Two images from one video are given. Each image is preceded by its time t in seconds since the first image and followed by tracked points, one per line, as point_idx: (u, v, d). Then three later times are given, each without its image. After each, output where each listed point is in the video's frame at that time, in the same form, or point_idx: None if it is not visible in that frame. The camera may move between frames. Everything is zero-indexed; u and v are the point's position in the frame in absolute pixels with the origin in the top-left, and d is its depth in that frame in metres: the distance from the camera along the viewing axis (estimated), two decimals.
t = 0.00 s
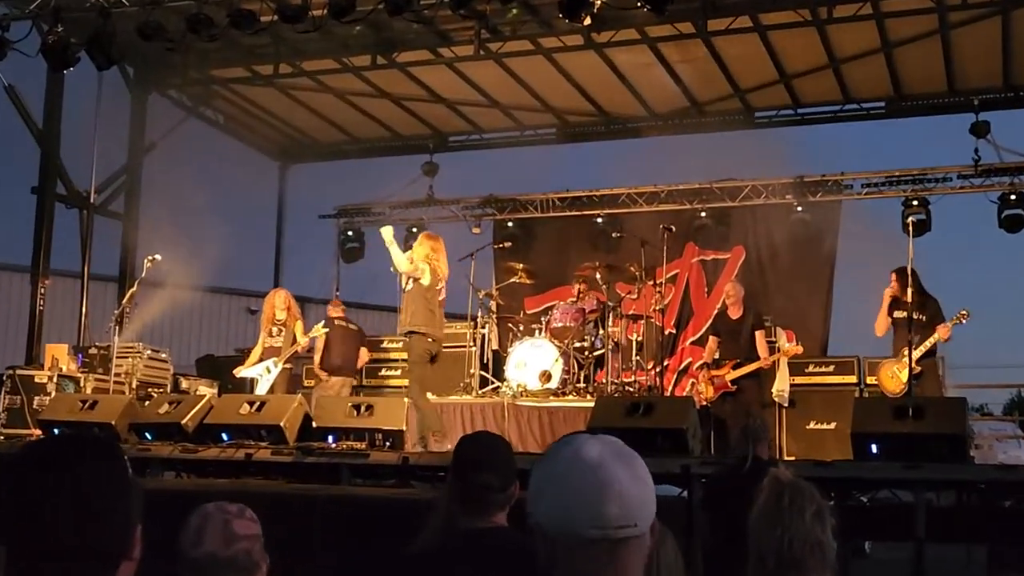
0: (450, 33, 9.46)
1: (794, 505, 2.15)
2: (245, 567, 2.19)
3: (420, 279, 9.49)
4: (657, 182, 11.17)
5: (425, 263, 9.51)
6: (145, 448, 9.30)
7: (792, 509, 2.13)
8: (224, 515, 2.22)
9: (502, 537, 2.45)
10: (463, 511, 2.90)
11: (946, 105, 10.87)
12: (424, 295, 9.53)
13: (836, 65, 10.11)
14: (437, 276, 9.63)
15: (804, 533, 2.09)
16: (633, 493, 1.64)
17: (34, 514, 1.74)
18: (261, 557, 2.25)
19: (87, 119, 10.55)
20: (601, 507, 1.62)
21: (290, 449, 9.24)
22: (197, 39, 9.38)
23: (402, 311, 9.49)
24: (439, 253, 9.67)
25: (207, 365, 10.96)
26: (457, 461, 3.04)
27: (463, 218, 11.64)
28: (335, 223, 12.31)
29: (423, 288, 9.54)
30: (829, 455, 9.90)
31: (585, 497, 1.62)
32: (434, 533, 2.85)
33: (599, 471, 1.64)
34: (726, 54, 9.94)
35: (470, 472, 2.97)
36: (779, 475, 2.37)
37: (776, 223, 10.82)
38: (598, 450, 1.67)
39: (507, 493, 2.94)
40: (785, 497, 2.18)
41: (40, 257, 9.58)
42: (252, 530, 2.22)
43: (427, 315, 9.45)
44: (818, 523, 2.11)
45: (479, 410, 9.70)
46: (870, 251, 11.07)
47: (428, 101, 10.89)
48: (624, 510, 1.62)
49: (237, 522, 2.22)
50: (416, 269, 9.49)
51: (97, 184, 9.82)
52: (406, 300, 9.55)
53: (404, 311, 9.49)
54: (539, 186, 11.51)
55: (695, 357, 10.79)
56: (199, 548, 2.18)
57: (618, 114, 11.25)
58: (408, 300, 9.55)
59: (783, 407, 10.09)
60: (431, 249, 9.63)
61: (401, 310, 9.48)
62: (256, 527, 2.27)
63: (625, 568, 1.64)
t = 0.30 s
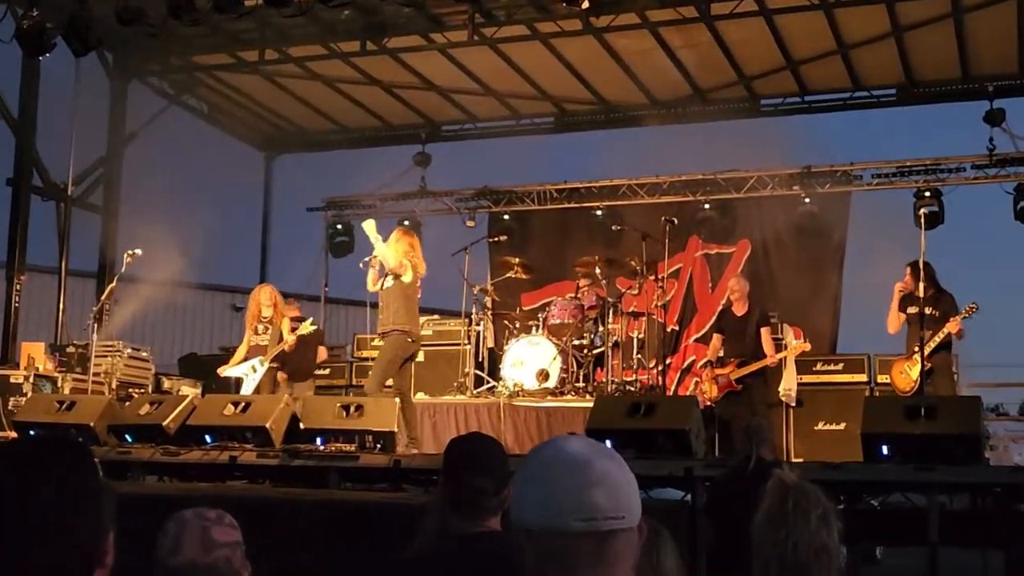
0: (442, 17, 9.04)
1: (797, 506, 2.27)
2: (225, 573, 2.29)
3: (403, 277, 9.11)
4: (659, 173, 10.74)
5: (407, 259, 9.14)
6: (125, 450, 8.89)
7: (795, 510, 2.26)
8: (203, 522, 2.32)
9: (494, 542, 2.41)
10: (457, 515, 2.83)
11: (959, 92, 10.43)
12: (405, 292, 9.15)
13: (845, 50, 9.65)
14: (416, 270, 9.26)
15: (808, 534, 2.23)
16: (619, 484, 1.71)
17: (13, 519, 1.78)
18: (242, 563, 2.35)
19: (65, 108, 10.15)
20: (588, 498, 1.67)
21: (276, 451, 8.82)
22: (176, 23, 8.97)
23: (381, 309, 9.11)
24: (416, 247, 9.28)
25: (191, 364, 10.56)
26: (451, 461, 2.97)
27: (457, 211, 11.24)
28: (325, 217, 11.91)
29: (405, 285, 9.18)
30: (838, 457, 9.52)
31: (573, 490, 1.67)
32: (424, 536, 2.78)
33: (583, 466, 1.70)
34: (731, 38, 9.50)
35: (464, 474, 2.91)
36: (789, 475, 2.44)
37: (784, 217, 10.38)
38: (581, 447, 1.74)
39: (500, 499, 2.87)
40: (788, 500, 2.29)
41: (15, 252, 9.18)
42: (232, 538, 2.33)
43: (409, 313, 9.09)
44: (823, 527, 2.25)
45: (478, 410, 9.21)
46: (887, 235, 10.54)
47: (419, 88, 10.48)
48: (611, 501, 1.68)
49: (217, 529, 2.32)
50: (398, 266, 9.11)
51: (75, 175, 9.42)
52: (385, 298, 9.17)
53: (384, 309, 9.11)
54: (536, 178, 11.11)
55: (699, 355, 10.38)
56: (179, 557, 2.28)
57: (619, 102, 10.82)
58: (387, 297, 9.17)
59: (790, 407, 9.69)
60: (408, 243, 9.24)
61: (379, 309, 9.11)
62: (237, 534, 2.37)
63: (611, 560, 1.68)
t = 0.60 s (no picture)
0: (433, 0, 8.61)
1: (803, 511, 2.27)
2: None
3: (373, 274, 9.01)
4: (661, 164, 10.31)
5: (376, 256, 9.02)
6: (103, 455, 8.47)
7: (801, 516, 2.26)
8: (182, 531, 2.02)
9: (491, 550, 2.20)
10: (453, 523, 2.67)
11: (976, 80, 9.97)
12: (374, 290, 9.04)
13: (856, 37, 9.19)
14: (385, 268, 9.16)
15: (815, 540, 2.24)
16: (616, 485, 1.53)
17: None
18: None
19: (41, 96, 9.75)
20: (581, 500, 1.50)
21: (261, 456, 8.41)
22: (154, 7, 8.56)
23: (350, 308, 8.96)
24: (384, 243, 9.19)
25: (173, 365, 10.15)
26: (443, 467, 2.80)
27: (450, 205, 10.82)
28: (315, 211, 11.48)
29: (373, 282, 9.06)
30: (850, 461, 9.11)
31: (562, 491, 1.50)
32: (414, 544, 2.61)
33: (573, 466, 1.53)
34: (736, 24, 9.04)
35: (459, 480, 2.74)
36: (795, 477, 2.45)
37: (792, 212, 9.92)
38: (572, 448, 1.58)
39: (497, 503, 2.68)
40: (795, 505, 2.29)
41: None
42: (214, 548, 2.02)
43: (377, 311, 8.99)
44: (830, 534, 2.26)
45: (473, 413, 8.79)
46: (897, 230, 10.21)
47: (411, 76, 10.05)
48: (606, 504, 1.51)
49: (198, 538, 2.02)
50: (367, 263, 8.98)
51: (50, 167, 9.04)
52: (353, 295, 9.04)
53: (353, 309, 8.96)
54: (533, 170, 10.70)
55: (703, 355, 9.95)
56: (154, 569, 1.99)
57: (621, 91, 10.36)
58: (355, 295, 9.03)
59: (799, 408, 9.29)
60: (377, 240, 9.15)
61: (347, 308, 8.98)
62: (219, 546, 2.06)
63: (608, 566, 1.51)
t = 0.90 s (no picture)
0: None
1: (809, 517, 2.05)
2: None
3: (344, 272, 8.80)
4: (664, 160, 10.01)
5: (348, 254, 8.81)
6: (87, 460, 8.20)
7: (807, 521, 2.04)
8: (173, 541, 1.85)
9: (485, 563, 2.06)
10: (453, 533, 2.56)
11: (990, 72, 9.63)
12: (345, 288, 8.83)
13: (864, 28, 8.88)
14: (357, 267, 8.94)
15: (822, 547, 2.01)
16: (615, 490, 1.45)
17: None
18: None
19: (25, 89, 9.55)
20: (579, 506, 1.42)
21: (252, 461, 8.10)
22: None
23: (318, 306, 8.74)
24: (358, 242, 9.00)
25: (162, 368, 9.88)
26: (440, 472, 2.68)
27: (447, 202, 10.54)
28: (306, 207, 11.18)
29: (345, 280, 8.83)
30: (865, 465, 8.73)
31: (559, 497, 1.43)
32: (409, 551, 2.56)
33: (572, 471, 1.45)
34: (741, 14, 8.73)
35: (454, 483, 2.63)
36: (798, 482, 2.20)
37: (798, 207, 9.64)
38: (569, 452, 1.49)
39: (494, 506, 2.59)
40: (800, 510, 2.06)
41: None
42: (206, 561, 1.86)
43: (348, 311, 8.75)
44: (838, 540, 2.04)
45: (469, 416, 8.53)
46: (908, 227, 9.89)
47: (406, 69, 9.77)
48: (605, 510, 1.43)
49: (189, 549, 1.85)
50: (338, 261, 8.77)
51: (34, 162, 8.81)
52: (322, 293, 8.82)
53: (321, 307, 8.74)
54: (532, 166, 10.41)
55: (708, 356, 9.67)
56: None
57: (622, 84, 10.05)
58: (325, 293, 8.81)
59: (807, 411, 8.99)
60: (351, 237, 8.95)
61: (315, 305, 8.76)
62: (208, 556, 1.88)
63: None
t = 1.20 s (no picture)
0: None
1: (822, 524, 2.26)
2: None
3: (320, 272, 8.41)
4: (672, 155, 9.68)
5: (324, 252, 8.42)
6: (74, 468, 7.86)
7: (820, 529, 2.25)
8: (174, 551, 1.86)
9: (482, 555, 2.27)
10: (456, 543, 2.66)
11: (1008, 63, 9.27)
12: (321, 288, 8.45)
13: (878, 17, 8.53)
14: (334, 266, 8.55)
15: (837, 554, 2.22)
16: (616, 497, 1.50)
17: None
18: None
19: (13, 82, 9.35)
20: (582, 513, 1.47)
21: (245, 468, 7.74)
22: None
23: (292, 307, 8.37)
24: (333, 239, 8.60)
25: (152, 371, 9.58)
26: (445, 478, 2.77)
27: (446, 198, 10.22)
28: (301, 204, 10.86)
29: (321, 280, 8.45)
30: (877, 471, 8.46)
31: (562, 504, 1.47)
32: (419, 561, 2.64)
33: (574, 478, 1.49)
34: (751, 2, 8.39)
35: (458, 492, 2.69)
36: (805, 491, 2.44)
37: (809, 203, 9.30)
38: (570, 459, 1.53)
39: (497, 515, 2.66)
40: (813, 517, 2.27)
41: None
42: (207, 570, 1.88)
43: (325, 313, 8.40)
44: (853, 547, 2.26)
45: (470, 421, 8.20)
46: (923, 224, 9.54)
47: (403, 61, 9.46)
48: (607, 516, 1.48)
49: (191, 559, 1.86)
50: (314, 260, 8.38)
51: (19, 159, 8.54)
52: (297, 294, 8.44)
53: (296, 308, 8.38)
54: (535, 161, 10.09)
55: (716, 358, 9.36)
56: None
57: (628, 76, 9.73)
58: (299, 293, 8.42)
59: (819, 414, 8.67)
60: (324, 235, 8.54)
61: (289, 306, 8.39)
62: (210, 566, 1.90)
63: None
